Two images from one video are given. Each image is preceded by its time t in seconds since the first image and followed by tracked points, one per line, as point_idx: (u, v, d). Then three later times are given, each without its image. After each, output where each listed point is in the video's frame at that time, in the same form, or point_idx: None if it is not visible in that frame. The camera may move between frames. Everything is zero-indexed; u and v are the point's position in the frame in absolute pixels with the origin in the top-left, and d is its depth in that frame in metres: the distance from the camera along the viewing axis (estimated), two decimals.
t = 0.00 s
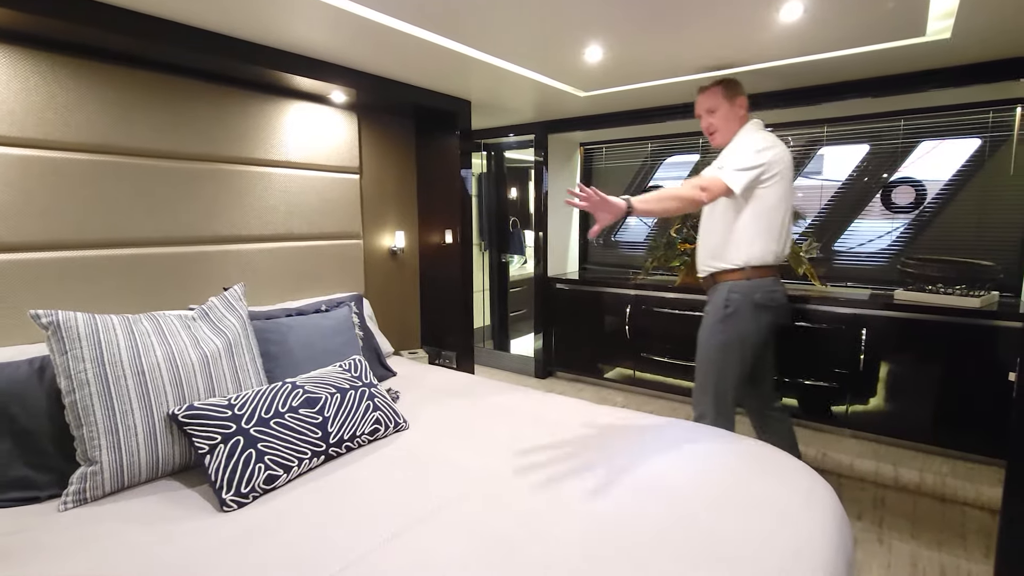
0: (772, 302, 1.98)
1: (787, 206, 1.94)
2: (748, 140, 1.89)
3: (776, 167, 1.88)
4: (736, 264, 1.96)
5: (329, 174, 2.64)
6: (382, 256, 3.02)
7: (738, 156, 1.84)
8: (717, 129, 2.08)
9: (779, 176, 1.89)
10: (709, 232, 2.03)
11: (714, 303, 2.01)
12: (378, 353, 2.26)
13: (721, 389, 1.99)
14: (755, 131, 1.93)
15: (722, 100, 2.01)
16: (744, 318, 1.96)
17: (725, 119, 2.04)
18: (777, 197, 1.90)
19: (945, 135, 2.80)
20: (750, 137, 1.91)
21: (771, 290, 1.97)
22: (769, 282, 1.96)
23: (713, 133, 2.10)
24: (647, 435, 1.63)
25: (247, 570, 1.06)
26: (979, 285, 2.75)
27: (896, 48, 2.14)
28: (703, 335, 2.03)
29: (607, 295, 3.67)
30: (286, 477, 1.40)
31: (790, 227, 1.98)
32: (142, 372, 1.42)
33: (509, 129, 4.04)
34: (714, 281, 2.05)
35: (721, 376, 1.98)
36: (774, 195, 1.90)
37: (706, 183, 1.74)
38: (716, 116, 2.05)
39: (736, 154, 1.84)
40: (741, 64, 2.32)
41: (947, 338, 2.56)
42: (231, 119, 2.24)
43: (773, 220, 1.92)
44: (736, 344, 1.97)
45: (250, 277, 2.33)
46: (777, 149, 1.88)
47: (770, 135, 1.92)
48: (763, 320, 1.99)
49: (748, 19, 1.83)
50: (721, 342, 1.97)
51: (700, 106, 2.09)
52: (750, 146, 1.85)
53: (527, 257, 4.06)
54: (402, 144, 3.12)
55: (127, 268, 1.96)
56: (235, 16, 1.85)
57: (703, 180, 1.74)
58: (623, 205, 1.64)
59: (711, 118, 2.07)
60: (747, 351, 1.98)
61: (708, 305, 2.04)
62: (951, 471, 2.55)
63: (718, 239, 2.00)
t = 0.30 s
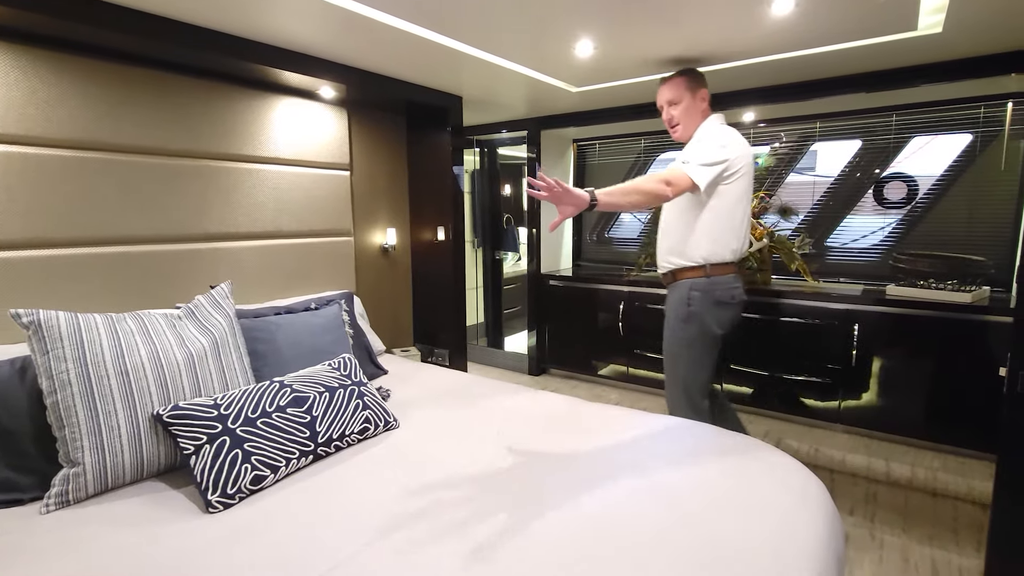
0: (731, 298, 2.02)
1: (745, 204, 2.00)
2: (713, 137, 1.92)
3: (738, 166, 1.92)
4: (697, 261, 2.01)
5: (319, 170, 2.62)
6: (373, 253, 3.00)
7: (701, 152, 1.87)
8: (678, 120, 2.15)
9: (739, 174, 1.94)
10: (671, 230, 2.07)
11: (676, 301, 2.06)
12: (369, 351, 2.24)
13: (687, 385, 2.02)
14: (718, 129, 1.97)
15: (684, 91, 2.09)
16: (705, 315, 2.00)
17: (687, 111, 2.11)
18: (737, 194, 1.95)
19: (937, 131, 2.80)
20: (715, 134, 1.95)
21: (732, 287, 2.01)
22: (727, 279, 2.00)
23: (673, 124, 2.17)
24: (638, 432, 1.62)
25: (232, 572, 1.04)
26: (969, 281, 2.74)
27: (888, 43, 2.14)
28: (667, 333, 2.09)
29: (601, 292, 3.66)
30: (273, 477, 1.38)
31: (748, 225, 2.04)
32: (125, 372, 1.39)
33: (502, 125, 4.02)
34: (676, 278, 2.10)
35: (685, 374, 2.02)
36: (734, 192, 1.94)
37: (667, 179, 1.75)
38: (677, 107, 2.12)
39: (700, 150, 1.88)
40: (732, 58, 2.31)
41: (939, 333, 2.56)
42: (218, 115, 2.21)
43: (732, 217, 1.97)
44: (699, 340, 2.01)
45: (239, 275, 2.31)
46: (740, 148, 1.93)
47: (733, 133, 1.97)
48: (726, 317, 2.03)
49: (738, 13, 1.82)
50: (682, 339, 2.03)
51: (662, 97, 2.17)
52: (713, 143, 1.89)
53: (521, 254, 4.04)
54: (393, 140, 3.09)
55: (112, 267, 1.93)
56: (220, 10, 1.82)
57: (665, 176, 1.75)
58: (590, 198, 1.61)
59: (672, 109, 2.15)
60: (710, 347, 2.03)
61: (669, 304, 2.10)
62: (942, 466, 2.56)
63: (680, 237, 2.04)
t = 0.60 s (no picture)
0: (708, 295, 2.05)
1: (724, 201, 2.02)
2: (694, 133, 1.94)
3: (718, 162, 1.94)
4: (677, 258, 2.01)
5: (312, 168, 2.60)
6: (367, 252, 2.98)
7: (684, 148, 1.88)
8: (656, 114, 2.16)
9: (718, 170, 1.96)
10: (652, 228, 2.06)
11: (655, 300, 2.07)
12: (362, 350, 2.23)
13: (670, 383, 2.03)
14: (697, 125, 1.99)
15: (663, 86, 2.10)
16: (686, 313, 2.02)
17: (665, 105, 2.13)
18: (716, 190, 1.97)
19: (931, 127, 2.80)
20: (694, 131, 1.97)
21: (709, 284, 2.05)
22: (705, 276, 2.03)
23: (650, 119, 2.19)
24: (632, 430, 1.61)
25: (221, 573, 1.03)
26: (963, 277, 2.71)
27: (882, 38, 2.13)
28: (648, 334, 2.09)
29: (597, 290, 3.65)
30: (264, 477, 1.37)
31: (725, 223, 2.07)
32: (114, 372, 1.38)
33: (497, 122, 4.00)
34: (654, 276, 2.10)
35: (669, 371, 2.03)
36: (714, 188, 1.96)
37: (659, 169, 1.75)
38: (654, 101, 2.14)
39: (683, 146, 1.88)
40: (727, 54, 2.30)
41: (932, 329, 2.57)
42: (208, 112, 2.19)
43: (711, 213, 1.99)
44: (681, 339, 2.03)
45: (231, 274, 2.29)
46: (718, 143, 1.95)
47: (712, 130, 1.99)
48: (704, 314, 2.07)
49: (732, 8, 1.81)
50: (664, 338, 2.04)
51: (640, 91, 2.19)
52: (694, 138, 1.90)
53: (518, 252, 4.00)
54: (387, 138, 3.08)
55: (102, 265, 1.91)
56: (210, 5, 1.80)
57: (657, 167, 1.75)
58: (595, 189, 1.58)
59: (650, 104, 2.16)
60: (691, 344, 2.05)
61: (647, 303, 2.10)
62: (936, 462, 2.56)
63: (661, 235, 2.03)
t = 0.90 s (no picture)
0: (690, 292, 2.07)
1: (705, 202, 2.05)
2: (676, 132, 1.96)
3: (701, 164, 1.96)
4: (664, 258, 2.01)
5: (305, 165, 2.58)
6: (362, 250, 2.97)
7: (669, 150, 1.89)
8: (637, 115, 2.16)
9: (701, 171, 1.98)
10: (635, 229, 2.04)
11: (639, 299, 2.06)
12: (356, 348, 2.22)
13: (655, 378, 2.05)
14: (675, 125, 2.00)
15: (645, 86, 2.11)
16: (670, 310, 2.03)
17: (647, 106, 2.13)
18: (699, 191, 2.00)
19: (926, 125, 2.80)
20: (675, 130, 1.98)
21: (692, 280, 2.07)
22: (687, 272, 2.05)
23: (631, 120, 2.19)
24: (626, 428, 1.61)
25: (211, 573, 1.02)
26: (957, 275, 2.73)
27: (876, 35, 2.13)
28: (633, 331, 2.08)
29: (592, 287, 3.65)
30: (256, 477, 1.36)
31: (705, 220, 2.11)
32: (103, 372, 1.37)
33: (494, 120, 3.96)
34: (637, 274, 2.09)
35: (654, 367, 2.04)
36: (698, 190, 1.99)
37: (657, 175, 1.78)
38: (636, 101, 2.14)
39: (668, 147, 1.89)
40: (722, 50, 2.29)
41: (927, 327, 2.57)
42: (199, 108, 2.17)
43: (696, 213, 2.01)
44: (666, 335, 2.04)
45: (223, 272, 2.28)
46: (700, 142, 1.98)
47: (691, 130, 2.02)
48: (687, 310, 2.08)
49: (725, 5, 1.80)
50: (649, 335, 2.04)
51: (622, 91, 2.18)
52: (678, 138, 1.92)
53: (513, 250, 3.99)
54: (382, 135, 3.07)
55: (91, 263, 1.89)
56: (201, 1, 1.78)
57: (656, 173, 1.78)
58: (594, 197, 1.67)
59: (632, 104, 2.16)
60: (675, 341, 2.06)
61: (631, 299, 2.10)
62: (930, 459, 2.57)
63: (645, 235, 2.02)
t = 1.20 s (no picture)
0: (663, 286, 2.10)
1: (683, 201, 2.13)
2: (657, 147, 1.99)
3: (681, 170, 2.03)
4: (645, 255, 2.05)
5: (301, 163, 2.58)
6: (358, 248, 2.97)
7: (647, 163, 1.97)
8: (615, 118, 2.21)
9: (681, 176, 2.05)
10: (614, 227, 2.17)
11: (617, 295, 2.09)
12: (352, 347, 2.22)
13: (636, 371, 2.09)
14: (652, 132, 2.06)
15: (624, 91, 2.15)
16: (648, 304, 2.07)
17: (626, 111, 2.17)
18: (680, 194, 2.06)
19: (922, 123, 2.81)
20: (648, 135, 2.07)
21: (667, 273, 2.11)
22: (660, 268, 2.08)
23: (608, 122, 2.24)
24: (620, 426, 1.62)
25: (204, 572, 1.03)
26: (952, 273, 2.72)
27: (872, 34, 2.13)
28: (613, 327, 2.11)
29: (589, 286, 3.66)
30: (251, 475, 1.36)
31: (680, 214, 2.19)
32: (97, 371, 1.37)
33: (489, 117, 3.88)
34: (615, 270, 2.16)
35: (636, 360, 2.08)
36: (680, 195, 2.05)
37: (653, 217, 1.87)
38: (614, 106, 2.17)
39: (646, 158, 1.97)
40: (718, 48, 2.29)
41: (922, 325, 2.58)
42: (194, 107, 2.16)
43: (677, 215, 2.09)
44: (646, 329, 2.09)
45: (219, 270, 2.28)
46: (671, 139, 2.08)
47: (669, 136, 2.07)
48: (664, 302, 2.12)
49: (720, 4, 1.80)
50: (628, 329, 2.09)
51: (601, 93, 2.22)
52: (654, 146, 2.00)
53: (511, 248, 3.98)
54: (378, 133, 3.06)
55: (86, 262, 1.89)
56: None
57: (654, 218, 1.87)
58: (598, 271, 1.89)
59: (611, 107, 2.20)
60: (654, 334, 2.10)
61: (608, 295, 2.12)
62: (924, 456, 2.59)
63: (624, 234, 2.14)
